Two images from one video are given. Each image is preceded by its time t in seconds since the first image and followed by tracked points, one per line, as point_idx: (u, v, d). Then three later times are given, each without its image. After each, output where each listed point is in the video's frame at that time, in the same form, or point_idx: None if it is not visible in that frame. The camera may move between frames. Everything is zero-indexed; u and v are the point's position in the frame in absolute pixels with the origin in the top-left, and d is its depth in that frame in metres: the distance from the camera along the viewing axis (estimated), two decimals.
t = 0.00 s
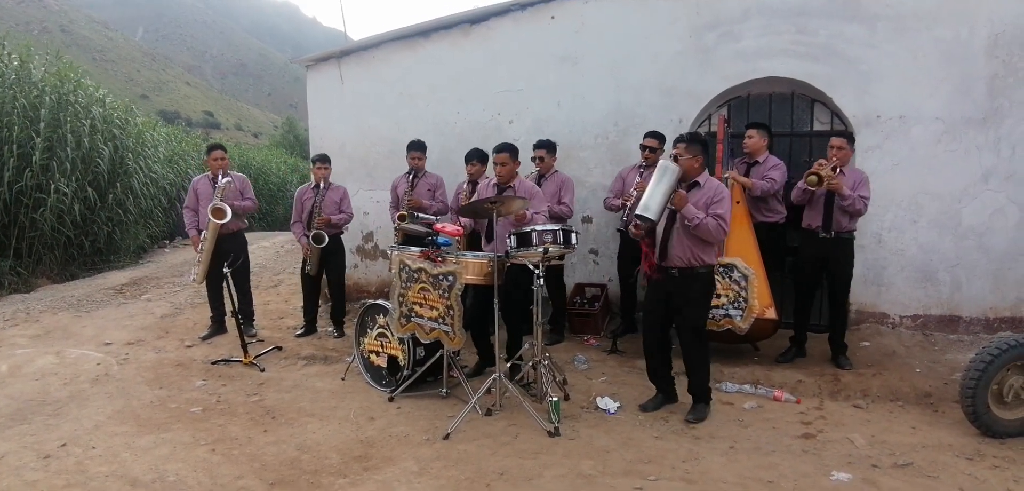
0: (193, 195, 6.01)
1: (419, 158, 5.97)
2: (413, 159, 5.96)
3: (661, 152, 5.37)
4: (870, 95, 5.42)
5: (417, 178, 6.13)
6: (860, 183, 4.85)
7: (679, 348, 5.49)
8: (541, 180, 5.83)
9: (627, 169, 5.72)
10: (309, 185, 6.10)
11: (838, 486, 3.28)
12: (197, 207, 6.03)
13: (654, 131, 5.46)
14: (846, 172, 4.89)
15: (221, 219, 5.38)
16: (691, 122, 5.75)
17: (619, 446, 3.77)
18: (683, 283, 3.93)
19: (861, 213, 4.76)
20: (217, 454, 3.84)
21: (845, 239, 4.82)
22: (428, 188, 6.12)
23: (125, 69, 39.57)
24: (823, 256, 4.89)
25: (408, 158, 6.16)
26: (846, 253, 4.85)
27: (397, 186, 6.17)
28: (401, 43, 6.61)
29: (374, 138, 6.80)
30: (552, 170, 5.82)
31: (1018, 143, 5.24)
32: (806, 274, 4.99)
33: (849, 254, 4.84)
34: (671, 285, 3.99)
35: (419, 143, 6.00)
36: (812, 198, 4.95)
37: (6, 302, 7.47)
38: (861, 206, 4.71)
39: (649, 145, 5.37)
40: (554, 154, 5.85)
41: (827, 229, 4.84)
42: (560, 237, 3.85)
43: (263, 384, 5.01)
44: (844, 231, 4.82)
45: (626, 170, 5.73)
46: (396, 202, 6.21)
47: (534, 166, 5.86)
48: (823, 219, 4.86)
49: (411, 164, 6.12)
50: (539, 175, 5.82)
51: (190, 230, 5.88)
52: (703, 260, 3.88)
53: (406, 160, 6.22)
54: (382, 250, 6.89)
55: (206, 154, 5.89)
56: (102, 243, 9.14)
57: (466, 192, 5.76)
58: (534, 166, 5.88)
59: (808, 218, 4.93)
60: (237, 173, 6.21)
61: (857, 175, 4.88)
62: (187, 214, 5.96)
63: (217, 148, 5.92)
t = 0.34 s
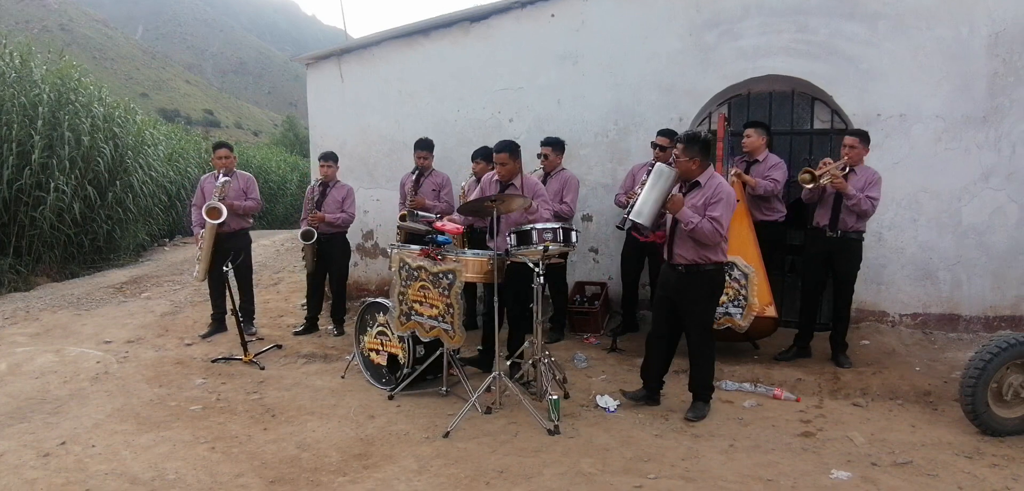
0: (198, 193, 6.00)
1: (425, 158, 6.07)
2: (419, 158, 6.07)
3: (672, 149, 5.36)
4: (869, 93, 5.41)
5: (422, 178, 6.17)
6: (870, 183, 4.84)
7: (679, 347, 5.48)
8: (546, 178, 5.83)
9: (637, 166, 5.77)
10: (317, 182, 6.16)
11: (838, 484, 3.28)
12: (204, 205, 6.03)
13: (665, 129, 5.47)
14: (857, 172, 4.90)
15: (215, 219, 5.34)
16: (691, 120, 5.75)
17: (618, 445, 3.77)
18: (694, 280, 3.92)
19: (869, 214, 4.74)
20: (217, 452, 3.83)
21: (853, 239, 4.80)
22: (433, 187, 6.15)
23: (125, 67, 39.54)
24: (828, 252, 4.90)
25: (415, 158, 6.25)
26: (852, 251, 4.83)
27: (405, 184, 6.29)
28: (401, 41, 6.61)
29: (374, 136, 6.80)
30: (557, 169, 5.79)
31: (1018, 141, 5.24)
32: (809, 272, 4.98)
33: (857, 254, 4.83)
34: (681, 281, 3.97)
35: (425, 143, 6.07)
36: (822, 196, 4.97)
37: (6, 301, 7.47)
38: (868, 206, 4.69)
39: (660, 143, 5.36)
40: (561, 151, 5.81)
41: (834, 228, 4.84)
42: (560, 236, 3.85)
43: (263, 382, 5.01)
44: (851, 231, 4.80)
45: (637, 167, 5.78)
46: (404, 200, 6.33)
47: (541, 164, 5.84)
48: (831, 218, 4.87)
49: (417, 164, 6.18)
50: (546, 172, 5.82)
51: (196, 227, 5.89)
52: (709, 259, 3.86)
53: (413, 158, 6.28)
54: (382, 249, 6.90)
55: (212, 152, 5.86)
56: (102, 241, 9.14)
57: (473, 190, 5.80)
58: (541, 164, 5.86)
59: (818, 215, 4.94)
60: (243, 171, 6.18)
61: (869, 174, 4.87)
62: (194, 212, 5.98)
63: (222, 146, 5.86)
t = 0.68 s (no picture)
0: (197, 191, 6.00)
1: (423, 155, 6.05)
2: (417, 155, 6.05)
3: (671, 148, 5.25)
4: (869, 91, 5.40)
5: (420, 174, 6.16)
6: (869, 182, 4.80)
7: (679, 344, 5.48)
8: (545, 175, 5.83)
9: (637, 164, 5.72)
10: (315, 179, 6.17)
11: (838, 482, 3.28)
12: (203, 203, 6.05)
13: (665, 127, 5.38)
14: (857, 170, 4.87)
15: (210, 216, 5.33)
16: (691, 117, 5.74)
17: (618, 442, 3.77)
18: (692, 277, 3.91)
19: (866, 212, 4.71)
20: (216, 450, 3.83)
21: (850, 237, 4.79)
22: (430, 184, 6.13)
23: (125, 65, 39.53)
24: (826, 249, 4.89)
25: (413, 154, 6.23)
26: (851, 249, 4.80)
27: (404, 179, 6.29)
28: (400, 39, 6.59)
29: (374, 133, 6.79)
30: (556, 167, 5.79)
31: (1019, 139, 5.23)
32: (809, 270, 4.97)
33: (854, 252, 4.81)
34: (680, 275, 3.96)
35: (424, 139, 6.04)
36: (821, 193, 4.97)
37: (5, 298, 7.46)
38: (865, 204, 4.66)
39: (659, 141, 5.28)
40: (560, 149, 5.77)
41: (832, 225, 4.84)
42: (559, 233, 3.85)
43: (263, 379, 5.01)
44: (849, 228, 4.78)
45: (637, 163, 5.76)
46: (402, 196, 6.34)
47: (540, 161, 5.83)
48: (829, 215, 4.87)
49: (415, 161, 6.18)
50: (545, 169, 5.81)
51: (193, 224, 5.88)
52: (710, 256, 3.85)
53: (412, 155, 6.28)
54: (381, 246, 6.90)
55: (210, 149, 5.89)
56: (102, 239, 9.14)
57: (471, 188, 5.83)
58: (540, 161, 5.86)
59: (817, 213, 4.95)
60: (240, 169, 6.19)
61: (869, 172, 4.83)
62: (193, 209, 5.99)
63: (219, 143, 5.89)
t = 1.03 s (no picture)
0: (189, 194, 6.01)
1: (413, 154, 6.07)
2: (408, 155, 6.06)
3: (656, 147, 5.39)
4: (871, 91, 5.40)
5: (412, 174, 6.19)
6: (857, 182, 4.86)
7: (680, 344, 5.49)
8: (538, 176, 5.86)
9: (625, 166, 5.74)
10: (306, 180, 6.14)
11: (840, 483, 3.27)
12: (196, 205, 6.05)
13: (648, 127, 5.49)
14: (842, 171, 4.91)
15: (210, 216, 5.34)
16: (692, 118, 5.74)
17: (619, 443, 3.77)
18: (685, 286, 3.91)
19: (859, 211, 4.77)
20: (219, 450, 3.84)
21: (843, 236, 4.81)
22: (422, 183, 6.15)
23: (127, 66, 39.59)
24: (821, 251, 4.88)
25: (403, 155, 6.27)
26: (844, 250, 4.83)
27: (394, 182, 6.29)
28: (402, 40, 6.60)
29: (375, 134, 6.80)
30: (549, 167, 5.83)
31: (1021, 139, 5.22)
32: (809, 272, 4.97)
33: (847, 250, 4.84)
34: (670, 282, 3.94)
35: (413, 139, 6.09)
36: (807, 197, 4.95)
37: (8, 299, 7.48)
38: (859, 203, 4.73)
39: (645, 141, 5.39)
40: (552, 150, 5.81)
41: (824, 226, 4.83)
42: (561, 233, 3.85)
43: (265, 380, 5.02)
44: (841, 229, 4.81)
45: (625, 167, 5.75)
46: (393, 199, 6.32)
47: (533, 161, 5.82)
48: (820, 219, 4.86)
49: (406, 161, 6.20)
50: (538, 170, 5.83)
51: (189, 227, 5.92)
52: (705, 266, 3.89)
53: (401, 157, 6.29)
54: (383, 247, 6.91)
55: (201, 152, 5.89)
56: (104, 240, 9.16)
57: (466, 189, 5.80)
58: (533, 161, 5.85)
59: (804, 217, 4.93)
60: (233, 170, 6.18)
61: (853, 172, 4.90)
62: (186, 212, 5.99)
63: (211, 145, 5.89)
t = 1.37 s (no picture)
0: (181, 194, 6.01)
1: (401, 155, 6.06)
2: (394, 157, 6.04)
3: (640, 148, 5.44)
4: (872, 92, 5.40)
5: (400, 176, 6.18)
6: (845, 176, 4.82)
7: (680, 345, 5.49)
8: (530, 177, 5.82)
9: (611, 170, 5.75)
10: (292, 185, 6.08)
11: (841, 484, 3.27)
12: (186, 205, 6.04)
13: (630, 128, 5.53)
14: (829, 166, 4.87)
15: (215, 214, 5.30)
16: (693, 118, 5.74)
17: (620, 443, 3.77)
18: (685, 278, 3.90)
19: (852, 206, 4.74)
20: (220, 450, 3.84)
21: (837, 234, 4.80)
22: (413, 183, 6.16)
23: (127, 66, 39.62)
24: (817, 249, 4.86)
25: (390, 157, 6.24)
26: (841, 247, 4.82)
27: (383, 185, 6.21)
28: (403, 40, 6.60)
29: (376, 135, 6.80)
30: (540, 168, 5.82)
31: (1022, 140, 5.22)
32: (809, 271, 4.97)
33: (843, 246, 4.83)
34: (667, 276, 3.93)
35: (399, 140, 6.07)
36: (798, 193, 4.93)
37: (9, 299, 7.49)
38: (853, 198, 4.69)
39: (627, 143, 5.42)
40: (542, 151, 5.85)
41: (817, 224, 4.81)
42: (562, 234, 3.85)
43: (266, 380, 5.02)
44: (835, 226, 4.78)
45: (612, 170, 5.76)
46: (383, 202, 6.25)
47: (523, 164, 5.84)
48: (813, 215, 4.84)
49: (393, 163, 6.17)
50: (528, 173, 5.82)
51: (183, 228, 5.90)
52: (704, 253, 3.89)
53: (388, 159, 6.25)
54: (384, 247, 6.91)
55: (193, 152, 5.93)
56: (105, 239, 9.16)
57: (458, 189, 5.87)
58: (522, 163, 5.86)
59: (795, 215, 4.92)
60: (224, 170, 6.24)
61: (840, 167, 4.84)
62: (177, 213, 5.96)
63: (202, 145, 5.94)
